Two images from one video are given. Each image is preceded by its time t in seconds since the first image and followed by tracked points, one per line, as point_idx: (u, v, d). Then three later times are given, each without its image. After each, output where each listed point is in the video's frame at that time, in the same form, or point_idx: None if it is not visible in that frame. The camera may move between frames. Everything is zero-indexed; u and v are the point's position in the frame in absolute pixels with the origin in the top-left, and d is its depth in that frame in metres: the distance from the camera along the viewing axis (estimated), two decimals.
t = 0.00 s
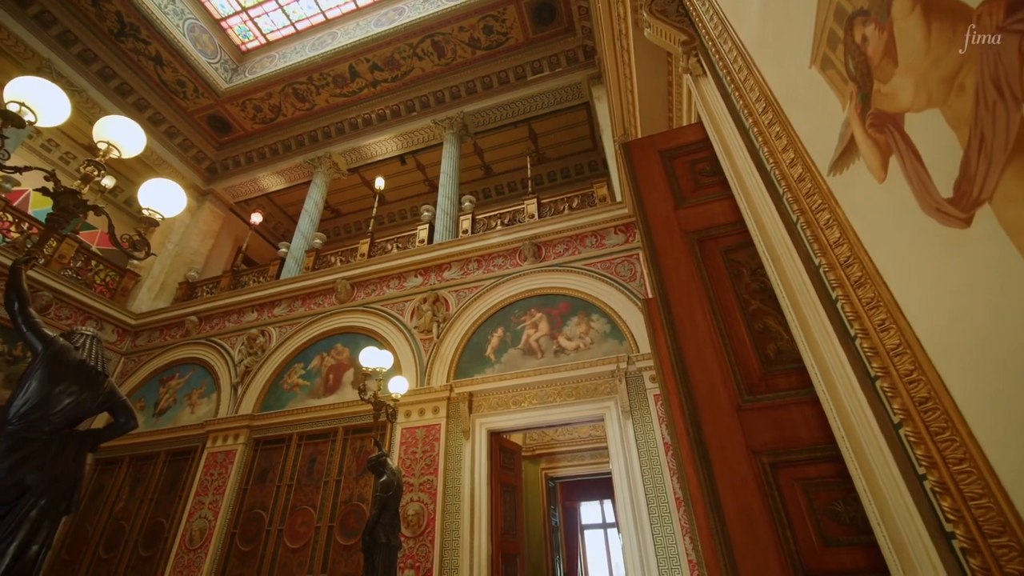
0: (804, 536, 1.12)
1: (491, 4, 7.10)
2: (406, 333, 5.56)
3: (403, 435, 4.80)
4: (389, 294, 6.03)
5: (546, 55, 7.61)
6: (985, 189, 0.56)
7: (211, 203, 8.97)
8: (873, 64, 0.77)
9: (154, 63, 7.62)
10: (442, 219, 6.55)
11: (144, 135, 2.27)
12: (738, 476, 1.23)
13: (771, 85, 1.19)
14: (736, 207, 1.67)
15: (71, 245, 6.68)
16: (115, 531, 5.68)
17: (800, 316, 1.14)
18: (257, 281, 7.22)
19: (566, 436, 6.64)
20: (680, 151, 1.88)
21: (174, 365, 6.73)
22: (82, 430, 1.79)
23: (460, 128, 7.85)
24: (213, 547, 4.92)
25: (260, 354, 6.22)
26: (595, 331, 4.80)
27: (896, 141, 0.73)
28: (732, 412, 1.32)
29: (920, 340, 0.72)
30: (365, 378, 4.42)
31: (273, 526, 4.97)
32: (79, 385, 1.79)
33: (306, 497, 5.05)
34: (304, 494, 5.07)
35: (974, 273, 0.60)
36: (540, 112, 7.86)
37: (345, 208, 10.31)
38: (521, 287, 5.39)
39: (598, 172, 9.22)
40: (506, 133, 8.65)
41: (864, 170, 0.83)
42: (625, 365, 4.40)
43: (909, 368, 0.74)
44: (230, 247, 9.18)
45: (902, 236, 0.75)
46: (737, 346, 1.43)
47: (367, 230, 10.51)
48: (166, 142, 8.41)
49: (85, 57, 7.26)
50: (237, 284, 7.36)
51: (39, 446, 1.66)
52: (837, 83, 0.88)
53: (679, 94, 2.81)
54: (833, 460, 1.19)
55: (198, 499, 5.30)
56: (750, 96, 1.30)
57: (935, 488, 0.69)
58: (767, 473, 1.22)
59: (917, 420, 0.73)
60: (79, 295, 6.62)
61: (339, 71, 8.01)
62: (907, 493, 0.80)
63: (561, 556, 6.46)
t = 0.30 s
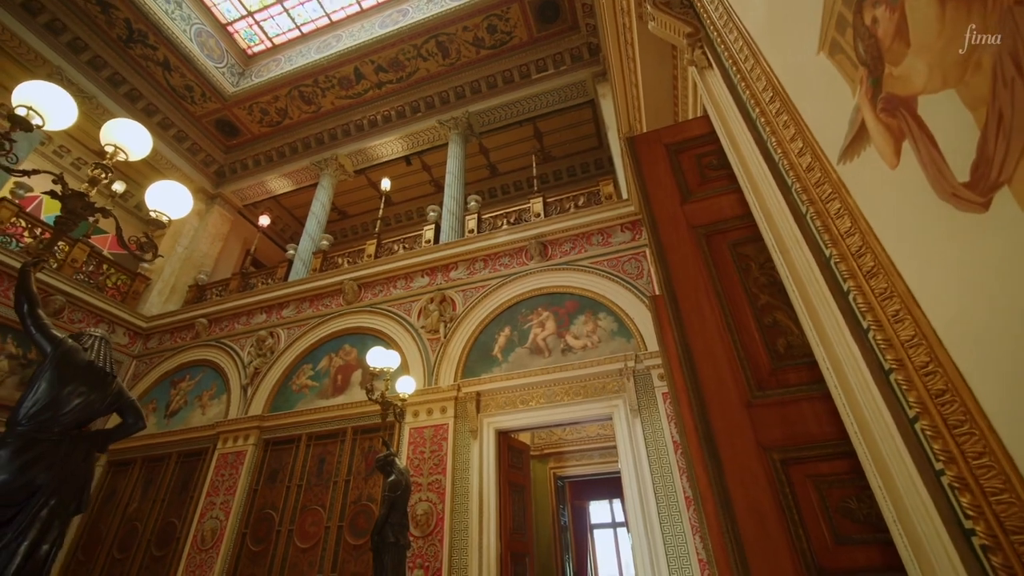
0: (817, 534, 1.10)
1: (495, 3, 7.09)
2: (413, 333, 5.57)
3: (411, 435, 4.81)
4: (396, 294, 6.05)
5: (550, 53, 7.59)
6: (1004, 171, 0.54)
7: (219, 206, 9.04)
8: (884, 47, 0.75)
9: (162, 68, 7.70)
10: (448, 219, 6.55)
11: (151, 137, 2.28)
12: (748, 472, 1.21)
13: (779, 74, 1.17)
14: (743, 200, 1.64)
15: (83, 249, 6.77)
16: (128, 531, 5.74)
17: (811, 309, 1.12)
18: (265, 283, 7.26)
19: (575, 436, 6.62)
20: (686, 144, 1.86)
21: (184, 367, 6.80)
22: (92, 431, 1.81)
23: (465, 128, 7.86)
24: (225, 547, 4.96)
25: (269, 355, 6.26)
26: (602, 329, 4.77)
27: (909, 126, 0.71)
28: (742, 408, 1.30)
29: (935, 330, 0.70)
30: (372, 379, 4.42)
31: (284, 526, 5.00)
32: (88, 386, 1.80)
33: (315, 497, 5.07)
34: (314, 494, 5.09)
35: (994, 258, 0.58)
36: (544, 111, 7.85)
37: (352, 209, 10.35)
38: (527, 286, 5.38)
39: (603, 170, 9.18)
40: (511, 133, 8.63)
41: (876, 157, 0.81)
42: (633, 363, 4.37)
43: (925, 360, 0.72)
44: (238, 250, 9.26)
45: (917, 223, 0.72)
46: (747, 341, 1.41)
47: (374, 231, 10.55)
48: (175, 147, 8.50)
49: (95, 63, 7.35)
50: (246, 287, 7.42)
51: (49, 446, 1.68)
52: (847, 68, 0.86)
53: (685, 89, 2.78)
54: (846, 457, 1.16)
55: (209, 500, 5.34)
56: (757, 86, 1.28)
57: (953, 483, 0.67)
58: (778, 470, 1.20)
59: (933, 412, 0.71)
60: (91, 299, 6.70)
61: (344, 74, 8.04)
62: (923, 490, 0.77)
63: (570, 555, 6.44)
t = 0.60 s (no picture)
0: (827, 532, 1.08)
1: (498, 2, 7.06)
2: (418, 333, 5.57)
3: (417, 435, 4.81)
4: (401, 294, 6.05)
5: (553, 52, 7.56)
6: (1018, 156, 0.53)
7: (226, 208, 9.09)
8: (892, 31, 0.73)
9: (167, 71, 7.75)
10: (452, 219, 6.55)
11: (155, 139, 2.29)
12: (756, 470, 1.19)
13: (784, 65, 1.15)
14: (749, 194, 1.62)
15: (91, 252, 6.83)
16: (138, 531, 5.78)
17: (819, 303, 1.10)
18: (271, 284, 7.29)
19: (581, 435, 6.60)
20: (691, 139, 1.83)
21: (192, 368, 6.85)
22: (97, 431, 1.82)
23: (468, 127, 7.85)
24: (233, 547, 4.98)
25: (276, 356, 6.29)
26: (607, 327, 4.75)
27: (920, 112, 0.69)
28: (749, 405, 1.28)
29: (948, 321, 0.68)
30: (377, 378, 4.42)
31: (291, 526, 5.01)
32: (94, 386, 1.81)
33: (322, 497, 5.08)
34: (321, 494, 5.11)
35: (1010, 246, 0.56)
36: (548, 109, 7.83)
37: (357, 210, 10.38)
38: (532, 285, 5.36)
39: (608, 168, 9.15)
40: (515, 132, 8.62)
41: (886, 146, 0.79)
42: (639, 361, 4.34)
43: (938, 353, 0.70)
44: (245, 252, 9.31)
45: (928, 211, 0.70)
46: (754, 337, 1.39)
47: (379, 232, 10.58)
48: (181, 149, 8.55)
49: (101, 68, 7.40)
50: (252, 288, 7.45)
51: (54, 446, 1.69)
52: (856, 55, 0.84)
53: (689, 84, 2.75)
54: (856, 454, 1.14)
55: (217, 500, 5.37)
56: (762, 77, 1.26)
57: (967, 479, 0.65)
58: (786, 467, 1.18)
59: (947, 407, 0.69)
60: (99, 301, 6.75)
61: (348, 75, 8.06)
62: (937, 486, 0.75)
63: (578, 555, 6.41)
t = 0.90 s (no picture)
0: (839, 532, 1.05)
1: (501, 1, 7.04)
2: (424, 333, 5.57)
3: (423, 435, 4.81)
4: (407, 294, 6.05)
5: (556, 50, 7.53)
6: None
7: (232, 211, 9.15)
8: (903, 15, 0.71)
9: (173, 75, 7.80)
10: (457, 219, 6.55)
11: (159, 140, 2.30)
12: (765, 467, 1.17)
13: (791, 54, 1.13)
14: (756, 188, 1.59)
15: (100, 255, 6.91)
16: (148, 531, 5.83)
17: (829, 298, 1.07)
18: (278, 286, 7.32)
19: (587, 434, 6.57)
20: (696, 133, 1.81)
21: (200, 370, 6.89)
22: (103, 431, 1.82)
23: (472, 127, 7.84)
24: (242, 547, 5.01)
25: (283, 357, 6.32)
26: (613, 326, 4.72)
27: (934, 97, 0.67)
28: (758, 401, 1.26)
29: (964, 313, 0.65)
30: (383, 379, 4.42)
31: (299, 526, 5.03)
32: (99, 387, 1.82)
33: (329, 497, 5.09)
34: (329, 494, 5.12)
35: None
36: (552, 108, 7.80)
37: (362, 211, 10.41)
38: (537, 283, 5.35)
39: (613, 166, 9.11)
40: (519, 131, 8.60)
41: (898, 133, 0.77)
42: (645, 360, 4.31)
43: (955, 347, 0.67)
44: (251, 254, 9.36)
45: (944, 200, 0.68)
46: (762, 333, 1.37)
47: (384, 233, 10.60)
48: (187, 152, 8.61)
49: (108, 72, 7.46)
50: (259, 289, 7.49)
51: (60, 446, 1.69)
52: (866, 41, 0.82)
53: (695, 79, 2.72)
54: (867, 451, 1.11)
55: (226, 500, 5.41)
56: (768, 67, 1.23)
57: (988, 476, 0.63)
58: (797, 466, 1.15)
59: (964, 402, 0.66)
60: (108, 304, 6.81)
61: (352, 76, 8.08)
62: (954, 484, 0.73)
63: (585, 555, 6.39)
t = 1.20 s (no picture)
0: (853, 532, 1.02)
1: None
2: (429, 333, 5.57)
3: (430, 434, 4.81)
4: (413, 294, 6.06)
5: (560, 48, 7.51)
6: None
7: (239, 213, 9.21)
8: None
9: (180, 79, 7.85)
10: (462, 219, 6.54)
11: (163, 142, 2.31)
12: (775, 466, 1.15)
13: (799, 43, 1.10)
14: (764, 182, 1.56)
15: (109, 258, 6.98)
16: (158, 531, 5.87)
17: (840, 292, 1.05)
18: (284, 287, 7.35)
19: (594, 433, 6.55)
20: (702, 127, 1.79)
21: (208, 371, 6.93)
22: (110, 433, 1.83)
23: (476, 127, 7.84)
24: (251, 547, 5.03)
25: (290, 357, 6.34)
26: (619, 324, 4.69)
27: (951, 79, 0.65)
28: (768, 398, 1.24)
29: (983, 305, 0.63)
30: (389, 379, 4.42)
31: (307, 526, 5.05)
32: (105, 388, 1.82)
33: (337, 497, 5.11)
34: (336, 494, 5.13)
35: None
36: (556, 106, 7.77)
37: (367, 212, 10.43)
38: (543, 282, 5.33)
39: (617, 164, 9.06)
40: (524, 130, 8.58)
41: (913, 120, 0.75)
42: (652, 358, 4.28)
43: (973, 339, 0.65)
44: (258, 256, 9.41)
45: (962, 187, 0.66)
46: (771, 329, 1.34)
47: (389, 233, 10.63)
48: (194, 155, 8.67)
49: (116, 77, 7.52)
50: (266, 291, 7.53)
51: (67, 448, 1.70)
52: (879, 26, 0.81)
53: (700, 74, 2.69)
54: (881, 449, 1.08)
55: (235, 500, 5.44)
56: (776, 56, 1.21)
57: (1009, 473, 0.60)
58: (808, 464, 1.13)
59: (984, 396, 0.64)
60: (118, 306, 6.88)
61: (356, 77, 8.09)
62: (973, 482, 0.71)
63: (593, 555, 6.37)
